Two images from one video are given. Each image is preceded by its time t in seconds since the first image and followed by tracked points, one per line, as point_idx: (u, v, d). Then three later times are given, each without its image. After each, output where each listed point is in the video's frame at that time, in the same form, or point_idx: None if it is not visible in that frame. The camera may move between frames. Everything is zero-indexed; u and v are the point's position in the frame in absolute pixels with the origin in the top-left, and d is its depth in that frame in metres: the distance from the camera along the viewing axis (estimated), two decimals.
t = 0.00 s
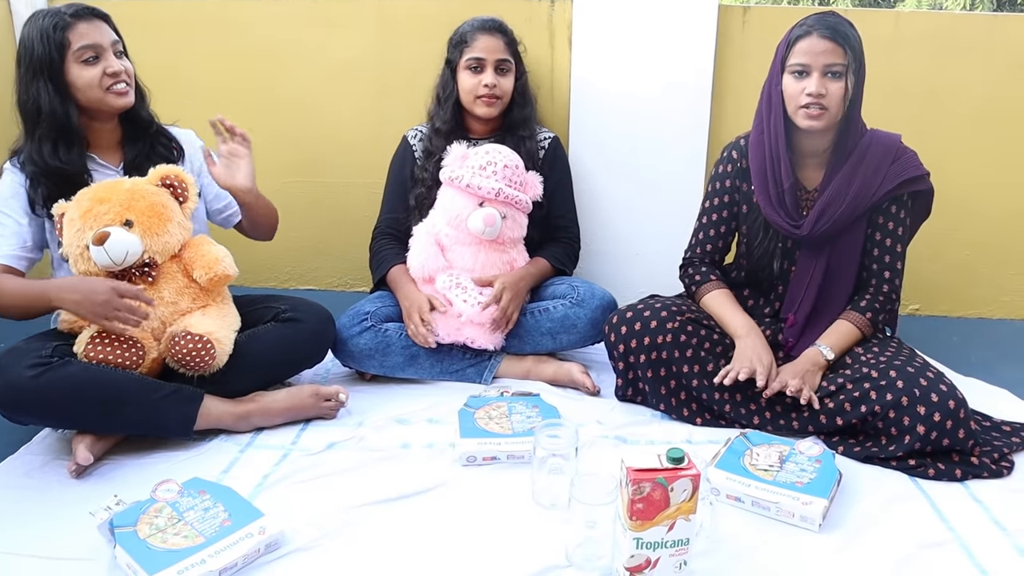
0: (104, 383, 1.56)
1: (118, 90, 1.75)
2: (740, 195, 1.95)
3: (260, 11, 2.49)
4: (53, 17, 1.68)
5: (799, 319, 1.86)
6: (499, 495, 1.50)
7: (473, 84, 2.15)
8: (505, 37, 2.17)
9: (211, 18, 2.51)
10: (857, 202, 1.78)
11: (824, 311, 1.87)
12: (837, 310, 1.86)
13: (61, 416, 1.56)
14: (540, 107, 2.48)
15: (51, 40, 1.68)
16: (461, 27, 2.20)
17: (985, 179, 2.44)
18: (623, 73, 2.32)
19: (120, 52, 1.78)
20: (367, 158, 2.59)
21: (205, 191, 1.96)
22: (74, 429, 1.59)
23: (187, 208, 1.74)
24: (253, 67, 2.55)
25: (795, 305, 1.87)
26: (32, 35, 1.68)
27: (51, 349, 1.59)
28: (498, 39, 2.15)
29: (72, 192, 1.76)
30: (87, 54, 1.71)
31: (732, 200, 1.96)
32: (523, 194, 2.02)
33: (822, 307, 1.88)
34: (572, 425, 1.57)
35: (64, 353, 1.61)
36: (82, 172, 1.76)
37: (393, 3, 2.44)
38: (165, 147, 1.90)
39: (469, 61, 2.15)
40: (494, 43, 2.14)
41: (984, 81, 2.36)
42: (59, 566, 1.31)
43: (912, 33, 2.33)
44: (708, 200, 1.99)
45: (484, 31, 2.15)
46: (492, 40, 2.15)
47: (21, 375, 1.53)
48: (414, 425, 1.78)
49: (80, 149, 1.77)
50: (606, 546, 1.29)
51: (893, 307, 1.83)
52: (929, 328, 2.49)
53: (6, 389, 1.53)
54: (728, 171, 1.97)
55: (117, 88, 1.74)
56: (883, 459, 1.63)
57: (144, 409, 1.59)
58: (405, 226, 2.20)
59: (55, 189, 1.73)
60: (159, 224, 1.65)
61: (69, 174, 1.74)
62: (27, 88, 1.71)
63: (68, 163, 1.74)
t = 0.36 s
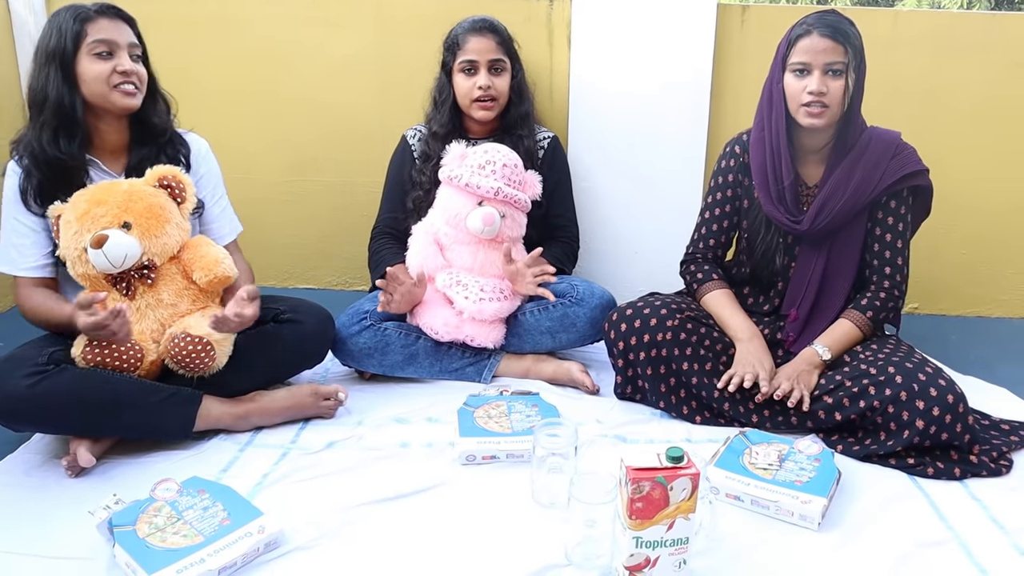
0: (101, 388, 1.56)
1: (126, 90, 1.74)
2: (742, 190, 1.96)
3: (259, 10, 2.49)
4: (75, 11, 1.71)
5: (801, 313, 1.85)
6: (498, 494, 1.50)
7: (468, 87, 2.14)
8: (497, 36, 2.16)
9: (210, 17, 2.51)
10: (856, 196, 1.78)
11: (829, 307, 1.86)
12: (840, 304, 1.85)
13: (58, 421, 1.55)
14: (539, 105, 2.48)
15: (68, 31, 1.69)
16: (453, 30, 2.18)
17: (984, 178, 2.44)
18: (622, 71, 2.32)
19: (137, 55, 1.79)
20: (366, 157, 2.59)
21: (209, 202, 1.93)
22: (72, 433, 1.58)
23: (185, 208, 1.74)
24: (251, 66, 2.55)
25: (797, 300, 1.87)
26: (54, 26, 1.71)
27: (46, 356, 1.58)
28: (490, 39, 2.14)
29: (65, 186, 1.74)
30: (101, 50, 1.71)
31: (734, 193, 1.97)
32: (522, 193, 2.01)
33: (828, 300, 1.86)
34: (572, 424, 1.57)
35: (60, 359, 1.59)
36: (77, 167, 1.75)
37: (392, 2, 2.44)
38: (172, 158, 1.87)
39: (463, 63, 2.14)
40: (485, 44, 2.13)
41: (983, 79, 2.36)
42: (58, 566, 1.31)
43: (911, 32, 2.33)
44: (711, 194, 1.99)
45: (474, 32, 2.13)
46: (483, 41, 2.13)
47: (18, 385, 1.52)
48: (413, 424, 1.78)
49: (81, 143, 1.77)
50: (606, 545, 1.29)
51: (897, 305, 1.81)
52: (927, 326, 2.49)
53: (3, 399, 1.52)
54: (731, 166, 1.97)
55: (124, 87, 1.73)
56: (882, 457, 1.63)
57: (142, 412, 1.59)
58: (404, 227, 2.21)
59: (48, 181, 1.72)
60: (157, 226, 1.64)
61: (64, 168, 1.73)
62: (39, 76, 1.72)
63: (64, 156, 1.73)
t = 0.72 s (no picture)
0: (106, 391, 1.57)
1: (151, 95, 1.75)
2: (747, 185, 1.97)
3: (262, 12, 2.50)
4: (117, 11, 1.74)
5: (803, 317, 1.86)
6: (501, 495, 1.50)
7: (469, 88, 2.14)
8: (499, 37, 2.16)
9: (213, 19, 2.52)
10: (856, 200, 1.78)
11: (829, 309, 1.86)
12: (843, 307, 1.84)
13: (63, 424, 1.56)
14: (542, 107, 2.48)
15: (106, 33, 1.72)
16: (456, 31, 2.19)
17: (986, 178, 2.44)
18: (624, 72, 2.32)
19: (172, 60, 1.80)
20: (368, 158, 2.60)
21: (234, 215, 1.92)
22: (77, 436, 1.59)
23: (204, 222, 1.75)
24: (255, 68, 2.56)
25: (799, 305, 1.87)
26: (98, 24, 1.75)
27: (52, 358, 1.59)
28: (491, 39, 2.15)
29: (99, 181, 1.76)
30: (133, 53, 1.74)
31: (738, 189, 1.97)
32: (524, 195, 2.02)
33: (829, 304, 1.86)
34: (574, 425, 1.57)
35: (66, 361, 1.60)
36: (111, 163, 1.77)
37: (395, 3, 2.45)
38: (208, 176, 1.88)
39: (463, 64, 2.15)
40: (487, 44, 2.14)
41: (984, 79, 2.36)
42: (63, 566, 1.31)
43: (913, 32, 2.33)
44: (717, 192, 1.99)
45: (476, 33, 2.14)
46: (484, 42, 2.14)
47: (22, 388, 1.53)
48: (415, 426, 1.79)
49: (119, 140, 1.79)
50: (608, 546, 1.29)
51: (897, 308, 1.81)
52: (930, 327, 2.49)
53: (6, 401, 1.53)
54: (735, 163, 1.98)
55: (149, 91, 1.74)
56: (884, 457, 1.63)
57: (146, 414, 1.60)
58: (407, 228, 2.21)
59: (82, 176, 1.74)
60: (175, 240, 1.65)
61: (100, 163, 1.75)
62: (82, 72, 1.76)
63: (100, 151, 1.75)
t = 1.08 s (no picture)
0: (108, 392, 1.57)
1: (158, 118, 1.76)
2: (742, 190, 1.97)
3: (263, 16, 2.51)
4: (136, 26, 1.73)
5: (802, 322, 1.86)
6: (502, 498, 1.50)
7: (468, 100, 2.15)
8: (496, 49, 2.14)
9: (215, 23, 2.53)
10: (848, 204, 1.78)
11: (828, 313, 1.87)
12: (841, 309, 1.86)
13: (65, 424, 1.56)
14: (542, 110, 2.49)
15: (124, 49, 1.72)
16: (457, 36, 2.19)
17: (986, 181, 2.44)
18: (623, 76, 2.33)
19: (185, 83, 1.79)
20: (369, 161, 2.61)
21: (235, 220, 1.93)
22: (79, 436, 1.59)
23: (197, 222, 1.75)
24: (257, 72, 2.57)
25: (797, 310, 1.88)
26: (117, 35, 1.74)
27: (54, 358, 1.59)
28: (490, 53, 2.13)
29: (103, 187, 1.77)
30: (145, 74, 1.74)
31: (733, 195, 1.97)
32: (526, 198, 2.03)
33: (825, 309, 1.87)
34: (574, 428, 1.57)
35: (67, 362, 1.60)
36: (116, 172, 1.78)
37: (395, 7, 2.45)
38: (211, 189, 1.89)
39: (463, 77, 2.15)
40: (485, 58, 2.13)
41: (983, 83, 2.36)
42: (65, 568, 1.32)
43: (912, 36, 2.34)
44: (712, 197, 2.00)
45: (474, 45, 2.13)
46: (482, 56, 2.13)
47: (25, 387, 1.53)
48: (416, 428, 1.79)
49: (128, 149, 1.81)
50: (609, 548, 1.29)
51: (896, 310, 1.82)
52: (930, 330, 2.49)
53: (8, 402, 1.53)
54: (729, 168, 1.98)
55: (155, 116, 1.76)
56: (885, 460, 1.63)
57: (148, 416, 1.60)
58: (408, 231, 2.22)
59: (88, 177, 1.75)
60: (168, 240, 1.65)
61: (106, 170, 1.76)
62: (97, 82, 1.77)
63: (107, 160, 1.76)
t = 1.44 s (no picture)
0: (107, 392, 1.57)
1: (168, 114, 1.78)
2: (739, 191, 1.97)
3: (263, 16, 2.51)
4: (144, 24, 1.72)
5: (799, 320, 1.86)
6: (501, 496, 1.50)
7: (468, 95, 2.16)
8: (501, 46, 2.14)
9: (215, 23, 2.53)
10: (848, 201, 1.79)
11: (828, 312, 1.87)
12: (840, 305, 1.86)
13: (64, 425, 1.56)
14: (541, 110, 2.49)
15: (132, 47, 1.72)
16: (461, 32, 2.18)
17: (986, 181, 2.44)
18: (623, 76, 2.33)
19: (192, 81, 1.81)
20: (369, 161, 2.61)
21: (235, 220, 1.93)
22: (79, 436, 1.59)
23: (196, 222, 1.75)
24: (257, 73, 2.57)
25: (794, 306, 1.88)
26: (122, 34, 1.73)
27: (53, 358, 1.60)
28: (493, 50, 2.13)
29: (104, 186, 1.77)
30: (156, 72, 1.75)
31: (731, 196, 1.97)
32: (525, 197, 2.04)
33: (823, 306, 1.87)
34: (574, 427, 1.57)
35: (67, 361, 1.60)
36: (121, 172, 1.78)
37: (396, 7, 2.45)
38: (210, 188, 1.89)
39: (464, 73, 2.15)
40: (488, 55, 2.12)
41: (982, 83, 2.36)
42: (64, 567, 1.32)
43: (913, 36, 2.34)
44: (709, 198, 1.99)
45: (478, 42, 2.12)
46: (486, 52, 2.13)
47: (24, 386, 1.54)
48: (416, 428, 1.79)
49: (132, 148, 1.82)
50: (607, 547, 1.29)
51: (893, 307, 1.83)
52: (930, 330, 2.49)
53: (8, 401, 1.53)
54: (726, 169, 1.98)
55: (168, 112, 1.77)
56: (884, 459, 1.63)
57: (147, 415, 1.60)
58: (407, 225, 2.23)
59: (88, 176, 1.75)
60: (166, 240, 1.66)
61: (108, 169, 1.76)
62: (101, 81, 1.76)
63: (114, 160, 1.77)
